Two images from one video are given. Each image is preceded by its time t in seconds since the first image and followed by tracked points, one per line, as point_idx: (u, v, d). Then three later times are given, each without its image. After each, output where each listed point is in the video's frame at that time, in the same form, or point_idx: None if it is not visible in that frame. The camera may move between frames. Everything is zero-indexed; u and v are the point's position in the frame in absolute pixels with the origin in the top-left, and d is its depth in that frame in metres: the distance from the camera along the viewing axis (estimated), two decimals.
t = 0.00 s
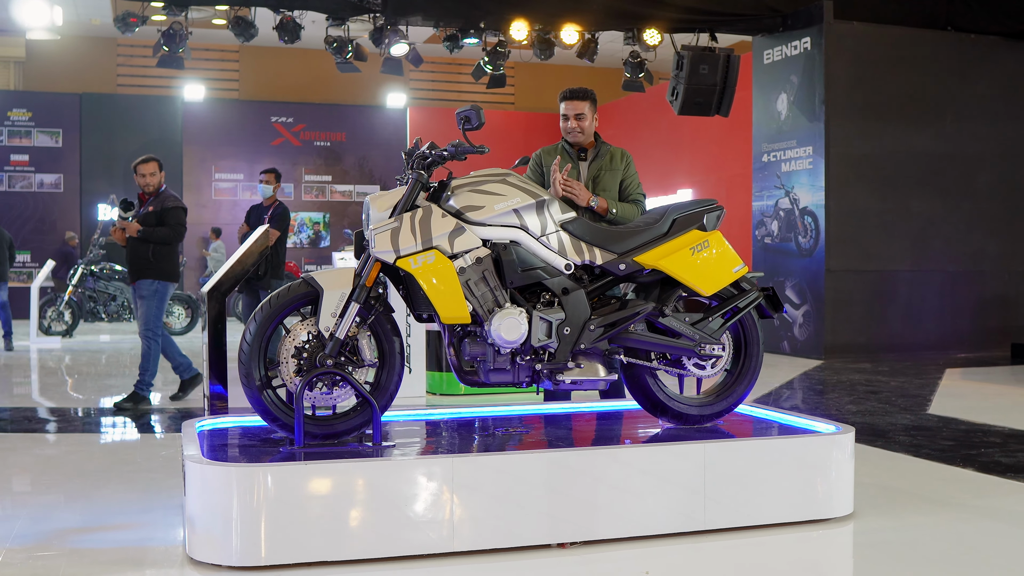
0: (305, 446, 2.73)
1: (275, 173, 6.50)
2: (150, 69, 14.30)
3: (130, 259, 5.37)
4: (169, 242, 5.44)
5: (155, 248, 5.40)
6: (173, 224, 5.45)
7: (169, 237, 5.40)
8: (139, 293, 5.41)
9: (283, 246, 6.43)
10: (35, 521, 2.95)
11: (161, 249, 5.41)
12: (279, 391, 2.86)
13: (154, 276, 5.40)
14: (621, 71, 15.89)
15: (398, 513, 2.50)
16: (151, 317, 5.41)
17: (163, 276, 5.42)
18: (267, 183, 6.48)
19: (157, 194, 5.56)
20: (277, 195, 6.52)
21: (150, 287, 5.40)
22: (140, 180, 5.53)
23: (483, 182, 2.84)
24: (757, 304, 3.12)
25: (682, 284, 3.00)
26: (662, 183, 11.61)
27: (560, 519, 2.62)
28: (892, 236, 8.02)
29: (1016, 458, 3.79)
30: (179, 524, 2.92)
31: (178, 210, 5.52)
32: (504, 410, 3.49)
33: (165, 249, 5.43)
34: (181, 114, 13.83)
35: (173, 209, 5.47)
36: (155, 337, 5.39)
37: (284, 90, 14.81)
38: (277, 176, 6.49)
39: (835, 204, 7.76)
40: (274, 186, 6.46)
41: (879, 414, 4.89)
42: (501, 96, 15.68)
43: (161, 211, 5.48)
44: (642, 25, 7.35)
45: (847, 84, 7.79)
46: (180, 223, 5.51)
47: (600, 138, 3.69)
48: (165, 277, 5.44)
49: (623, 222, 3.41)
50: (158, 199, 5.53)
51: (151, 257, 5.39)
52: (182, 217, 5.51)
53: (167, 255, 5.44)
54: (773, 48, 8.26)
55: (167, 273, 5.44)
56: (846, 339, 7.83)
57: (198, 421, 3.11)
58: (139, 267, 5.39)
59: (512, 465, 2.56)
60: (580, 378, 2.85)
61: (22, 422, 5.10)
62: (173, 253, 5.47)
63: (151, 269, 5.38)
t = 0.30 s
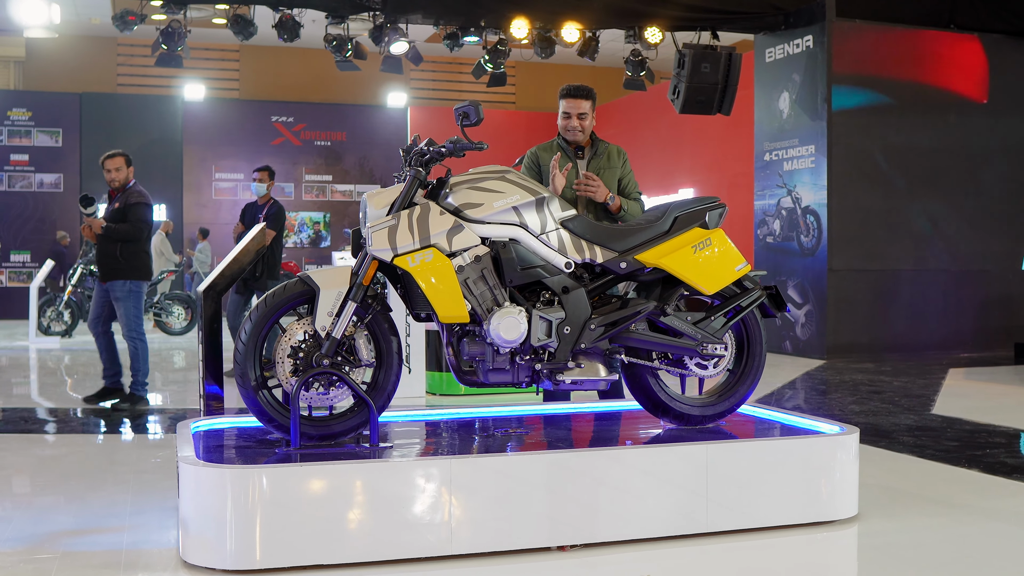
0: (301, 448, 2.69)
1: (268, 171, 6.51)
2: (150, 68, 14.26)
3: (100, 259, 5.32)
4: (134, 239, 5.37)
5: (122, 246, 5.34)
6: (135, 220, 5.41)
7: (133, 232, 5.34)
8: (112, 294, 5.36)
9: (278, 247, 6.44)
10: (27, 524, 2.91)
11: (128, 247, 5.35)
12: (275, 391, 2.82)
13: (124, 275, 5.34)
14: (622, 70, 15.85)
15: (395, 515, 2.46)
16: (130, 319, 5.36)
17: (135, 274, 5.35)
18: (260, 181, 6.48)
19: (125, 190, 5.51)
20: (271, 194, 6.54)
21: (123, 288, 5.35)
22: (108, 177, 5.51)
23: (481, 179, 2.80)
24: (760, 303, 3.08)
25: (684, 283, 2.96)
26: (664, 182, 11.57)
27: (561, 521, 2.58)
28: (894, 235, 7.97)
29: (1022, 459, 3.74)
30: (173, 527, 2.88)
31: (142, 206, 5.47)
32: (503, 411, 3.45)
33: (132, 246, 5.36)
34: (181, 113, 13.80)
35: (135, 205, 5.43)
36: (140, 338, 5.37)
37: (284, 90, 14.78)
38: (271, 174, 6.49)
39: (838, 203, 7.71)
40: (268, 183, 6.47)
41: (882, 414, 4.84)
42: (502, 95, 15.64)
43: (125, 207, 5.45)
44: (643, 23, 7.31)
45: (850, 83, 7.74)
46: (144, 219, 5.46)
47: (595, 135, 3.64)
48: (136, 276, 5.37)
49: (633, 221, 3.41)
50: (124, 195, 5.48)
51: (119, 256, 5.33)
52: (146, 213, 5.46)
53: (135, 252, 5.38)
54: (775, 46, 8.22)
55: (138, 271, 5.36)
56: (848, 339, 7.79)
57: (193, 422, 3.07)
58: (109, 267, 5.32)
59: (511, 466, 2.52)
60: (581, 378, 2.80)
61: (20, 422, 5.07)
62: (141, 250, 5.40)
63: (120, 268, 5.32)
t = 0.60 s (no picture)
0: (296, 450, 2.65)
1: (251, 171, 6.62)
2: (148, 67, 14.22)
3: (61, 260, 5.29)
4: (93, 241, 5.31)
5: (82, 248, 5.29)
6: (94, 222, 5.33)
7: (91, 235, 5.27)
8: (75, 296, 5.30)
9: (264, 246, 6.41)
10: (19, 527, 2.87)
11: (87, 249, 5.29)
12: (270, 393, 2.78)
13: (85, 278, 5.28)
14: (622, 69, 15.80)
15: (392, 519, 2.42)
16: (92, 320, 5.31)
17: (97, 276, 5.30)
18: (244, 180, 6.57)
19: (84, 191, 5.43)
20: (255, 194, 6.59)
21: (85, 289, 5.29)
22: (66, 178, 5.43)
23: (480, 177, 2.76)
24: (763, 303, 3.03)
25: (686, 283, 2.91)
26: (664, 181, 11.53)
27: (560, 525, 2.53)
28: (896, 235, 7.93)
29: None
30: (167, 531, 2.84)
31: (100, 207, 5.38)
32: (502, 413, 3.41)
33: (91, 248, 5.31)
34: (179, 112, 13.75)
35: (93, 206, 5.35)
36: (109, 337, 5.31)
37: (283, 89, 14.73)
38: (254, 173, 6.60)
39: (839, 203, 7.67)
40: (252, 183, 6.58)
41: (884, 415, 4.80)
42: (501, 94, 15.59)
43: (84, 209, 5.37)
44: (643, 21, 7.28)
45: (851, 82, 7.70)
46: (103, 220, 5.37)
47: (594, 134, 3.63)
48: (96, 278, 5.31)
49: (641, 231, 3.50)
50: (82, 197, 5.40)
51: (80, 258, 5.28)
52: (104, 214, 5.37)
53: (95, 254, 5.32)
54: (775, 45, 8.17)
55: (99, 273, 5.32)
56: (850, 339, 7.74)
57: (187, 424, 3.02)
58: (70, 270, 5.28)
59: (510, 469, 2.48)
60: (581, 379, 2.76)
61: (16, 423, 5.04)
62: (101, 252, 5.35)
63: (81, 271, 5.27)
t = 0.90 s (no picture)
0: (292, 453, 2.60)
1: (228, 167, 6.62)
2: (146, 67, 14.17)
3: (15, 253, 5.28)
4: (52, 238, 5.33)
5: (40, 243, 5.31)
6: (54, 218, 5.35)
7: (50, 231, 5.29)
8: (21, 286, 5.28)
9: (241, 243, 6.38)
10: (11, 531, 2.83)
11: (45, 244, 5.31)
12: (265, 394, 2.73)
13: (37, 270, 5.29)
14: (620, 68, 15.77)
15: (390, 523, 2.37)
16: (32, 312, 5.28)
17: (48, 272, 5.30)
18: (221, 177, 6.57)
19: (43, 187, 5.45)
20: (232, 190, 6.59)
21: (33, 281, 5.29)
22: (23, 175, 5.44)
23: (479, 174, 2.71)
24: (766, 303, 2.99)
25: (688, 283, 2.87)
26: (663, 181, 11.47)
27: (561, 528, 2.49)
28: (896, 234, 7.88)
29: None
30: (161, 535, 2.79)
31: (62, 204, 5.42)
32: (501, 414, 3.36)
33: (50, 244, 5.33)
34: (177, 111, 13.69)
35: (54, 202, 5.36)
36: (33, 332, 5.26)
37: (281, 88, 14.68)
38: (231, 171, 6.62)
39: (839, 202, 7.63)
40: (229, 180, 6.59)
41: (887, 416, 4.75)
42: (499, 93, 15.54)
43: (44, 205, 5.38)
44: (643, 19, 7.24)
45: (852, 80, 7.66)
46: (64, 217, 5.40)
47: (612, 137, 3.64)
48: (48, 271, 5.34)
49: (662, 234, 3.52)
50: (42, 192, 5.40)
51: (36, 252, 5.30)
52: (66, 211, 5.41)
53: (54, 250, 5.35)
54: (775, 44, 8.14)
55: (52, 269, 5.35)
56: (850, 339, 7.70)
57: (181, 426, 2.98)
58: (24, 262, 5.29)
59: (511, 472, 2.43)
60: (582, 380, 2.72)
61: (10, 424, 4.98)
62: (58, 249, 5.38)
63: (35, 263, 5.29)
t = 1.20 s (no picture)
0: (285, 455, 2.55)
1: (207, 166, 6.54)
2: (141, 65, 14.10)
3: None
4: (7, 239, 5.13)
5: None
6: (8, 218, 5.15)
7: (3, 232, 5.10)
8: None
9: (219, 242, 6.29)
10: None
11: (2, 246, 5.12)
12: (258, 395, 2.69)
13: None
14: (617, 68, 15.73)
15: (386, 525, 2.32)
16: None
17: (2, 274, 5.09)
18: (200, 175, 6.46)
19: None
20: (212, 188, 6.48)
21: None
22: None
23: (476, 171, 2.66)
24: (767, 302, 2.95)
25: (688, 282, 2.83)
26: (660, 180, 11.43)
27: (559, 532, 2.44)
28: (895, 233, 7.85)
29: None
30: (152, 538, 2.74)
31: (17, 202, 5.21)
32: (498, 415, 3.32)
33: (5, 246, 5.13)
34: (172, 110, 13.62)
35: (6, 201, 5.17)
36: None
37: (277, 87, 14.61)
38: (210, 169, 6.52)
39: (837, 201, 7.60)
40: (208, 178, 6.48)
41: (888, 417, 4.72)
42: (496, 92, 15.49)
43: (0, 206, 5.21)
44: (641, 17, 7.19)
45: (850, 79, 7.62)
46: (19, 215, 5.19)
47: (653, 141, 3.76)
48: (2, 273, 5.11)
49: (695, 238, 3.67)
50: None
51: None
52: (21, 209, 5.20)
53: (9, 251, 5.14)
54: (773, 42, 8.11)
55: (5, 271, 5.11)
56: (849, 339, 7.67)
57: (172, 427, 2.93)
58: None
59: (509, 474, 2.39)
60: (580, 381, 2.67)
61: None
62: (14, 250, 5.15)
63: None
